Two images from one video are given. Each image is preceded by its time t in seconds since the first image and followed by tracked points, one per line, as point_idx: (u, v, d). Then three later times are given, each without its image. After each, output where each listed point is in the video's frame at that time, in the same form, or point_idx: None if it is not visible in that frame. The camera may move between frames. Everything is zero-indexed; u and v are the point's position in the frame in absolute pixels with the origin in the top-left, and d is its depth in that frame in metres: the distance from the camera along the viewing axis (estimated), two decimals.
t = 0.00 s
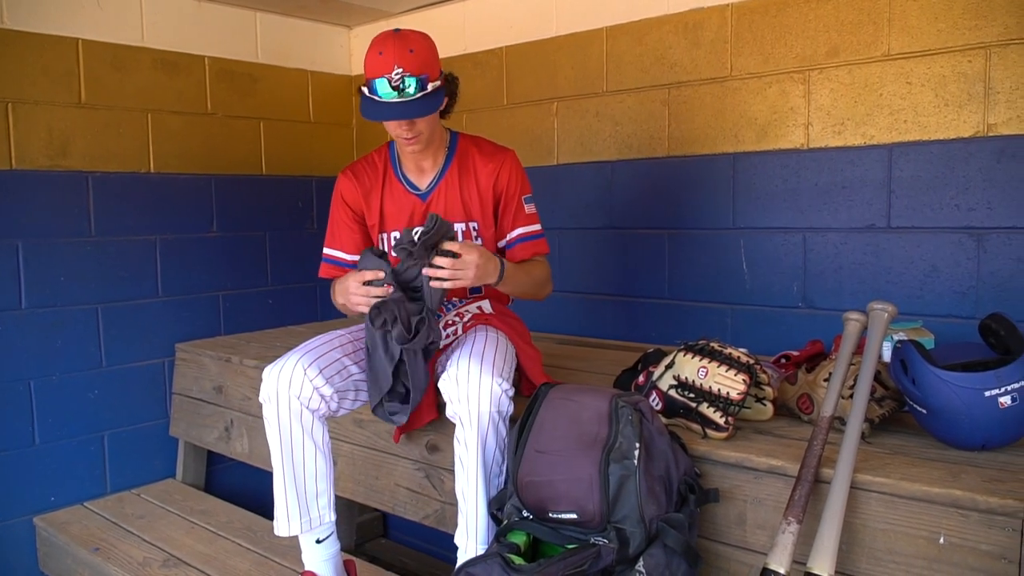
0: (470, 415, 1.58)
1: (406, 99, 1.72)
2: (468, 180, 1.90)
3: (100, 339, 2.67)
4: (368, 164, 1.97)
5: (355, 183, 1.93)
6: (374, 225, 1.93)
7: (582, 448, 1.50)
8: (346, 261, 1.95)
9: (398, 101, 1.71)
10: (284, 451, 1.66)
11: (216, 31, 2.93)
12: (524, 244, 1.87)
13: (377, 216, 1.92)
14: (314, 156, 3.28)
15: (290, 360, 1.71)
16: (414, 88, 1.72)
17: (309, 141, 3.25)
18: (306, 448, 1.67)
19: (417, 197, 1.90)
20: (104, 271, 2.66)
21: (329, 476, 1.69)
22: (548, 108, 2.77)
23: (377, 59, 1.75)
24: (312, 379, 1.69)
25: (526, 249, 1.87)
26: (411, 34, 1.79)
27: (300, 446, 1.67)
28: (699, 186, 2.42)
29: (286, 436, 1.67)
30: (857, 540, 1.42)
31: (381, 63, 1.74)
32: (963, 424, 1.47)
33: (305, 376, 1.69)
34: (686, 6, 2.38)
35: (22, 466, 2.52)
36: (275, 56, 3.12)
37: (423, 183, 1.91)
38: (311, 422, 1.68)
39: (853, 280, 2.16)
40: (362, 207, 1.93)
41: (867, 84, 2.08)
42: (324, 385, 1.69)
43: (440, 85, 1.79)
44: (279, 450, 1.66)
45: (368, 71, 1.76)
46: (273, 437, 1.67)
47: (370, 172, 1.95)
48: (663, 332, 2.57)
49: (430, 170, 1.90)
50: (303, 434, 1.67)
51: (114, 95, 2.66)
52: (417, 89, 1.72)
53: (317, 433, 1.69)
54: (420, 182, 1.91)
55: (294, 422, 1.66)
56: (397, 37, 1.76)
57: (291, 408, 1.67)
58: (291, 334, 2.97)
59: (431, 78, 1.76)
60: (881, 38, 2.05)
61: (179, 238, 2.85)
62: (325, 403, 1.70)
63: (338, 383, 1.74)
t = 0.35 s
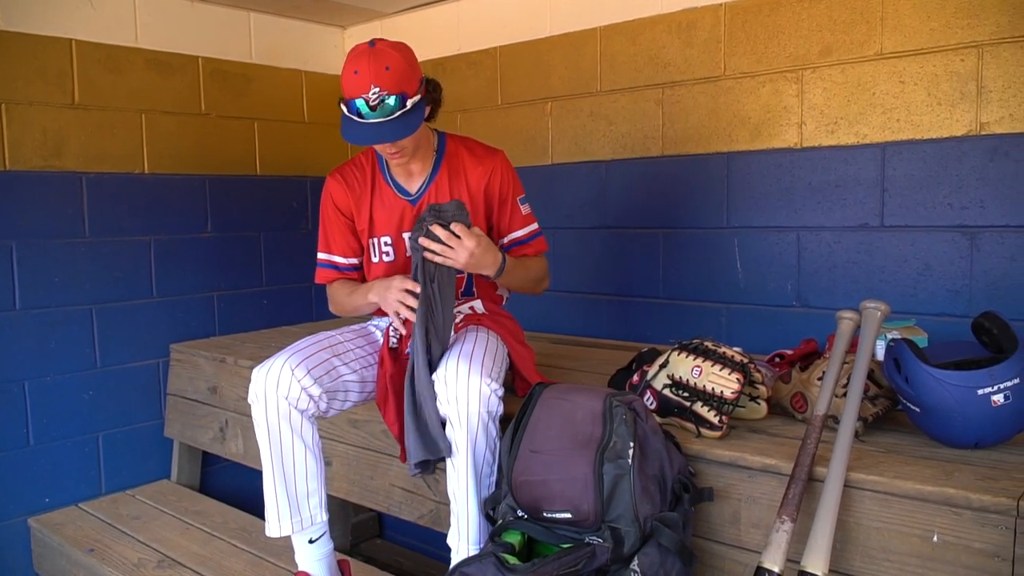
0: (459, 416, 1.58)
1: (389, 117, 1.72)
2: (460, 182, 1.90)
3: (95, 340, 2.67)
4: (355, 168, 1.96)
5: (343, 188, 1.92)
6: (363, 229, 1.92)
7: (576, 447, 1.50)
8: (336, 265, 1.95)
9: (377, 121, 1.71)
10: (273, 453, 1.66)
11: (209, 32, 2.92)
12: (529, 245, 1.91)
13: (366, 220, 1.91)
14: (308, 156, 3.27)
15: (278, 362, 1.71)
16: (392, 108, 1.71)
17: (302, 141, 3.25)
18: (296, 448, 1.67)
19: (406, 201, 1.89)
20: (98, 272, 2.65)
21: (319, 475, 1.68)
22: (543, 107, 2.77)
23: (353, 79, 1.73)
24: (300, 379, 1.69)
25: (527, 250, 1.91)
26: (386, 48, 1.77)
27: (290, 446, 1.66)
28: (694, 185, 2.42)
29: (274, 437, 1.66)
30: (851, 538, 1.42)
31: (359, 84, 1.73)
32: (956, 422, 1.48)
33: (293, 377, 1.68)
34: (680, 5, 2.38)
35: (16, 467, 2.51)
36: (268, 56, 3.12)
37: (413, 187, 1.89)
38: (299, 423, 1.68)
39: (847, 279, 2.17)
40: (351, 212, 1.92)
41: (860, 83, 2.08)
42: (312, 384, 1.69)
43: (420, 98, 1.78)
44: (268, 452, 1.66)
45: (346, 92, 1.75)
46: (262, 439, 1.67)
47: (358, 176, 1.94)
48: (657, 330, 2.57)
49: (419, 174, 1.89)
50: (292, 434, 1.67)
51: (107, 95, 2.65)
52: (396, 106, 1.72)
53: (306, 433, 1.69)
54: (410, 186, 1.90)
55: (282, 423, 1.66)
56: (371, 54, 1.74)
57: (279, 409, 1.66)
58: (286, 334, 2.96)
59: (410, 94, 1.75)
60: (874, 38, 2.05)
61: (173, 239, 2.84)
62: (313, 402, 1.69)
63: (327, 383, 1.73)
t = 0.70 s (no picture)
0: (464, 415, 1.58)
1: (405, 121, 1.71)
2: (464, 185, 1.90)
3: (93, 340, 2.66)
4: (356, 166, 1.96)
5: (343, 187, 1.91)
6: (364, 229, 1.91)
7: (576, 447, 1.49)
8: (334, 264, 1.94)
9: (394, 124, 1.71)
10: (268, 454, 1.65)
11: (207, 32, 2.92)
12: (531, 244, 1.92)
13: (367, 220, 1.91)
14: (306, 156, 3.27)
15: (273, 362, 1.70)
16: (409, 112, 1.71)
17: (300, 141, 3.25)
18: (291, 449, 1.66)
19: (410, 202, 1.88)
20: (96, 272, 2.65)
21: (315, 475, 1.68)
22: (541, 107, 2.77)
23: (371, 81, 1.72)
24: (295, 380, 1.68)
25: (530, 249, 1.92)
26: (404, 50, 1.77)
27: (285, 448, 1.66)
28: (692, 185, 2.42)
29: (269, 439, 1.66)
30: (850, 538, 1.42)
31: (376, 86, 1.72)
32: (956, 422, 1.47)
33: (288, 377, 1.68)
34: (678, 5, 2.38)
35: (14, 468, 2.50)
36: (266, 56, 3.11)
37: (416, 189, 1.89)
38: (295, 423, 1.67)
39: (845, 278, 2.16)
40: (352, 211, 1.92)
41: (859, 82, 2.08)
42: (307, 385, 1.68)
43: (435, 101, 1.79)
44: (263, 453, 1.65)
45: (361, 91, 1.73)
46: (258, 440, 1.66)
47: (360, 175, 1.93)
48: (656, 330, 2.57)
49: (422, 175, 1.88)
50: (288, 435, 1.66)
51: (106, 96, 2.65)
52: (412, 111, 1.72)
53: (302, 434, 1.68)
54: (413, 187, 1.89)
55: (277, 424, 1.65)
56: (389, 56, 1.74)
57: (273, 410, 1.66)
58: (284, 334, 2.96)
59: (427, 99, 1.76)
60: (873, 37, 2.05)
61: (171, 239, 2.83)
62: (308, 403, 1.68)
63: (322, 383, 1.73)
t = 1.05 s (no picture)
0: (472, 415, 1.58)
1: (435, 91, 1.74)
2: (470, 179, 1.91)
3: (96, 340, 2.66)
4: (368, 155, 1.96)
5: (355, 173, 1.91)
6: (372, 217, 1.91)
7: (579, 447, 1.49)
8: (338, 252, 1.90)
9: (421, 91, 1.73)
10: (274, 454, 1.66)
11: (209, 32, 2.92)
12: (528, 238, 1.88)
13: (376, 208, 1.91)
14: (308, 156, 3.27)
15: (278, 362, 1.71)
16: (436, 83, 1.73)
17: (303, 141, 3.25)
18: (296, 449, 1.66)
19: (419, 192, 1.90)
20: (99, 273, 2.65)
21: (320, 475, 1.68)
22: (543, 107, 2.77)
23: (407, 48, 1.76)
24: (300, 380, 1.68)
25: (528, 244, 1.88)
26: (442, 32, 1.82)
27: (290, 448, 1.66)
28: (695, 184, 2.41)
29: (275, 439, 1.66)
30: (854, 538, 1.41)
31: (412, 52, 1.75)
32: (960, 422, 1.47)
33: (293, 377, 1.68)
34: (681, 4, 2.38)
35: (18, 468, 2.51)
36: (268, 57, 3.11)
37: (426, 179, 1.91)
38: (300, 423, 1.67)
39: (848, 278, 2.16)
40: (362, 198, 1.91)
41: (862, 81, 2.08)
42: (313, 385, 1.68)
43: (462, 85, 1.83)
44: (269, 453, 1.66)
45: (395, 57, 1.77)
46: (263, 440, 1.67)
47: (371, 163, 1.93)
48: (658, 330, 2.56)
49: (433, 167, 1.91)
50: (292, 435, 1.66)
51: (108, 96, 2.65)
52: (439, 85, 1.74)
53: (307, 434, 1.69)
54: (423, 178, 1.91)
55: (282, 424, 1.66)
56: (430, 32, 1.79)
57: (279, 409, 1.66)
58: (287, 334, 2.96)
59: (456, 77, 1.79)
60: (876, 36, 2.05)
61: (174, 239, 2.84)
62: (314, 403, 1.69)
63: (328, 382, 1.73)
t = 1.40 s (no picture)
0: (480, 414, 1.59)
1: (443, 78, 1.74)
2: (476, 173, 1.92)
3: (98, 340, 2.67)
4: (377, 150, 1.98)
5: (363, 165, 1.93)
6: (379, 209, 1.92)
7: (582, 446, 1.50)
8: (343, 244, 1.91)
9: (427, 78, 1.73)
10: (283, 454, 1.65)
11: (210, 32, 2.92)
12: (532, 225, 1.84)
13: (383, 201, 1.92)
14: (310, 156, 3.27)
15: (289, 362, 1.70)
16: (442, 72, 1.74)
17: (305, 141, 3.25)
18: (306, 450, 1.67)
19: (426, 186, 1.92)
20: (101, 273, 2.65)
21: (328, 476, 1.69)
22: (545, 106, 2.77)
23: (416, 37, 1.77)
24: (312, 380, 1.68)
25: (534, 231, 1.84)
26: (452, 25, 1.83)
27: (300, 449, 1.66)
28: (697, 183, 2.41)
29: (285, 439, 1.65)
30: (856, 538, 1.41)
31: (421, 41, 1.76)
32: (962, 421, 1.47)
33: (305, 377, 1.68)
34: (683, 4, 2.38)
35: (20, 468, 2.51)
36: (270, 57, 3.12)
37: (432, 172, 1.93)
38: (310, 424, 1.68)
39: (851, 278, 2.16)
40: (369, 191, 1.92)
41: (864, 81, 2.08)
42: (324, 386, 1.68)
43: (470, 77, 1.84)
44: (279, 451, 1.65)
45: (404, 46, 1.78)
46: (273, 439, 1.66)
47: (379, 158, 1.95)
48: (660, 330, 2.56)
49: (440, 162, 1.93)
50: (303, 436, 1.67)
51: (110, 97, 2.65)
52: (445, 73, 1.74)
53: (317, 435, 1.69)
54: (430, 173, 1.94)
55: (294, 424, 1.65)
56: (439, 24, 1.80)
57: (290, 410, 1.66)
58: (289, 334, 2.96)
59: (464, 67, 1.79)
60: (878, 35, 2.04)
61: (176, 240, 2.84)
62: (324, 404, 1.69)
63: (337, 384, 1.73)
